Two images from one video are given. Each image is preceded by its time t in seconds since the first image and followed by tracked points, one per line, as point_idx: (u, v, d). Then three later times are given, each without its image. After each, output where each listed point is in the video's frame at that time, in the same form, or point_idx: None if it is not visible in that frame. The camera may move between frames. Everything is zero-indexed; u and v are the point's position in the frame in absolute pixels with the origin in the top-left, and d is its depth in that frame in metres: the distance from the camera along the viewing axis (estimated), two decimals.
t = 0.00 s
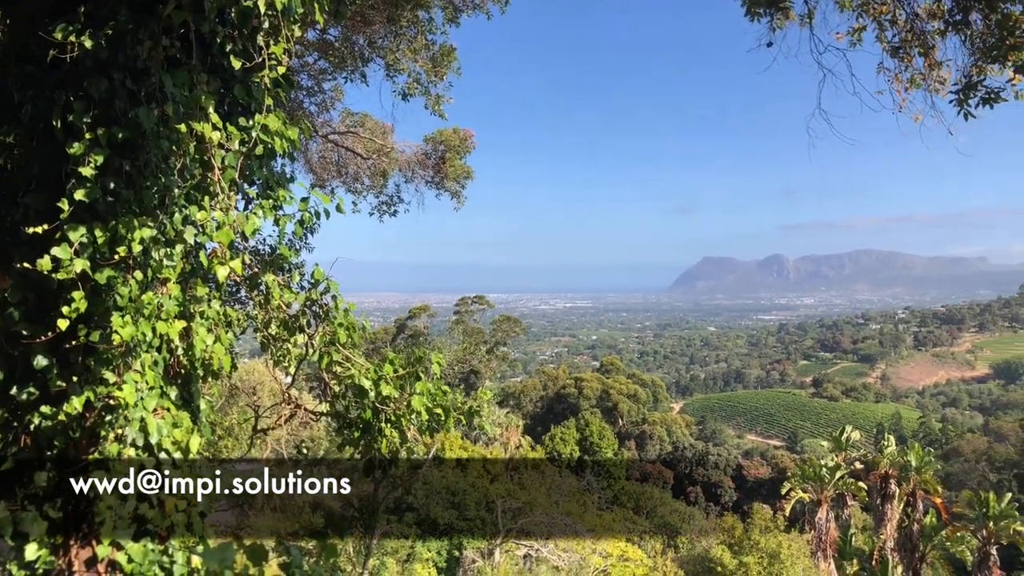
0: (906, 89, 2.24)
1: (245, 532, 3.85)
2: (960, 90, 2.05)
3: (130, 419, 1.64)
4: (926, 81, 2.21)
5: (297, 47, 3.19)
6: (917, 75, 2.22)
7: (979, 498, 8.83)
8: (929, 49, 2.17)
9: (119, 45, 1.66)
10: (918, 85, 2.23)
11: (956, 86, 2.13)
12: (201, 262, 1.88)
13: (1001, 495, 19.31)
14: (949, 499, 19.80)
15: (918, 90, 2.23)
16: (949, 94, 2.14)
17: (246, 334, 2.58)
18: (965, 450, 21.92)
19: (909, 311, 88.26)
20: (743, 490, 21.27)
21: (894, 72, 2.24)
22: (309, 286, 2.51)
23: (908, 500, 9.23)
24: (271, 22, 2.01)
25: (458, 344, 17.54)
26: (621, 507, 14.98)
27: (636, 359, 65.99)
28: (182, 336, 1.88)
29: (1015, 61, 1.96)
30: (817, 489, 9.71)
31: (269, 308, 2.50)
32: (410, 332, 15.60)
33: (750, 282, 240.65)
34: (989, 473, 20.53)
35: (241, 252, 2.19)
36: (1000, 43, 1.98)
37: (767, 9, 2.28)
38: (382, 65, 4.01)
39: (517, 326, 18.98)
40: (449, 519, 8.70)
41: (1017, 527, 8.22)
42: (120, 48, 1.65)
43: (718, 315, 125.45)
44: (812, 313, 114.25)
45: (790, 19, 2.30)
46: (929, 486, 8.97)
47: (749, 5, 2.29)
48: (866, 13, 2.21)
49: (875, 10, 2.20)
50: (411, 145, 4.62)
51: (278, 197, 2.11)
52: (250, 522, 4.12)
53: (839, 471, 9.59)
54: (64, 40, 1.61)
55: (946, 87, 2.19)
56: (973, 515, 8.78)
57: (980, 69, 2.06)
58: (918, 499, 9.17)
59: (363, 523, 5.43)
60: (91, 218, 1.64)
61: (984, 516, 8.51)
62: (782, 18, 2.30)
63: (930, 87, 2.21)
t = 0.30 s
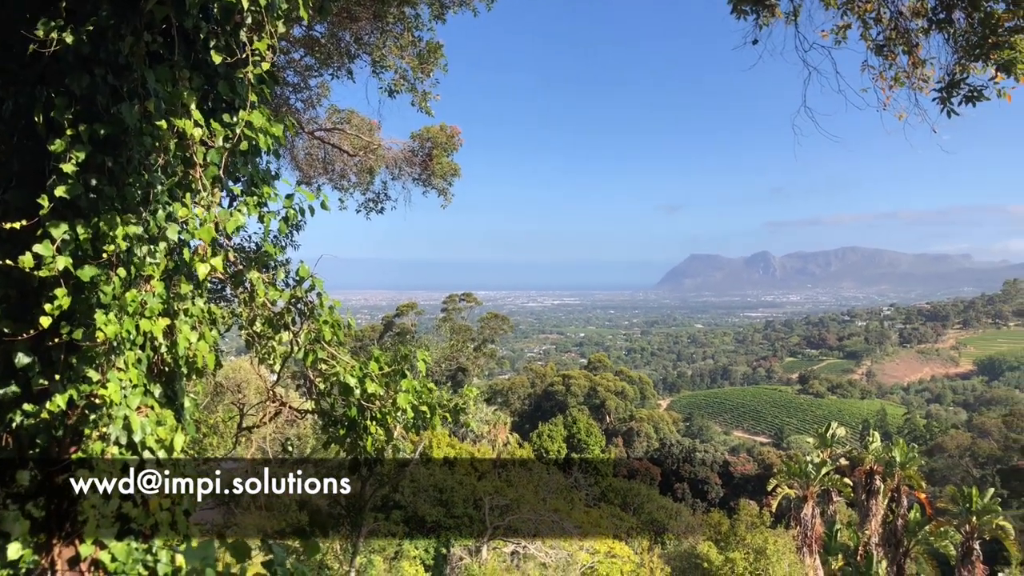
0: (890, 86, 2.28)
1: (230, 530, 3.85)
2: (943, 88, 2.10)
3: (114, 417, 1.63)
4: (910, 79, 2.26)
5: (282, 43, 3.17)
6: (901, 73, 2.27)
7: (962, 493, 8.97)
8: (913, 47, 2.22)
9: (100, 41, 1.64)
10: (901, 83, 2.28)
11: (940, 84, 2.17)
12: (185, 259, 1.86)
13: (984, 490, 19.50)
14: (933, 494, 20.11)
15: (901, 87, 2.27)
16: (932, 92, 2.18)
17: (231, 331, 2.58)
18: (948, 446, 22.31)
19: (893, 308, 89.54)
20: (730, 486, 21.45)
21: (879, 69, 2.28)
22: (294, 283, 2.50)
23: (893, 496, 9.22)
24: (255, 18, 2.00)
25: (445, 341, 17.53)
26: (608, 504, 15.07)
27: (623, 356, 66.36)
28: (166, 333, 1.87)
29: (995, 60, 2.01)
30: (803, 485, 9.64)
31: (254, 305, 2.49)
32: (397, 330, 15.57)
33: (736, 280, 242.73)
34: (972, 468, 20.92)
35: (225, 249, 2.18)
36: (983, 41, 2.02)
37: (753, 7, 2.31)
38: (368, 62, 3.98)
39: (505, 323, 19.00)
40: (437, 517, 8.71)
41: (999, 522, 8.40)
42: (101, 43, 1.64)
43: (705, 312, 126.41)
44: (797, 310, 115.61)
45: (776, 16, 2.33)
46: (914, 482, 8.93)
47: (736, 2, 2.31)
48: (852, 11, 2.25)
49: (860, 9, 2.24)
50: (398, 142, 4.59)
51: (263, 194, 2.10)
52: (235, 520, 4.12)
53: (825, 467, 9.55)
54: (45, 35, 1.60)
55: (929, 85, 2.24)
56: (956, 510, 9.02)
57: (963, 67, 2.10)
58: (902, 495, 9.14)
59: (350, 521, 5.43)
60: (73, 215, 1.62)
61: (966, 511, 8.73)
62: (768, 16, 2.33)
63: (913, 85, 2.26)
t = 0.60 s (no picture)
0: (878, 83, 2.32)
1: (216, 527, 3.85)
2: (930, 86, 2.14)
3: (99, 414, 1.62)
4: (896, 76, 2.30)
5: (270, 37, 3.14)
6: (888, 71, 2.31)
7: (949, 488, 9.07)
8: (900, 45, 2.25)
9: (84, 35, 1.63)
10: (889, 80, 2.31)
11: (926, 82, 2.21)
12: (171, 255, 1.85)
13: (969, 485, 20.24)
14: (919, 490, 20.44)
15: (889, 85, 2.31)
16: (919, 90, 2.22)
17: (219, 327, 2.58)
18: (935, 442, 22.69)
19: (880, 305, 90.64)
20: (718, 482, 21.61)
21: (866, 67, 2.32)
22: (282, 280, 2.49)
23: (880, 491, 9.38)
24: (241, 12, 1.99)
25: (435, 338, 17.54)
26: (597, 500, 15.21)
27: (613, 352, 66.69)
28: (153, 330, 1.86)
29: (982, 57, 2.05)
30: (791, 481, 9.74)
31: (241, 301, 2.48)
32: (387, 327, 15.57)
33: (724, 277, 244.44)
34: (959, 464, 21.28)
35: (212, 245, 2.17)
36: (969, 39, 2.05)
37: (741, 4, 2.34)
38: (357, 58, 3.96)
39: (494, 319, 19.05)
40: (426, 513, 8.75)
41: (984, 516, 8.63)
42: (86, 37, 1.63)
43: (694, 309, 127.47)
44: (785, 307, 116.72)
45: (764, 14, 2.36)
46: (900, 477, 9.02)
47: None
48: (839, 9, 2.28)
49: (847, 6, 2.28)
50: (387, 138, 4.56)
51: (250, 189, 2.09)
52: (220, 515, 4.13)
53: (813, 463, 9.68)
54: (27, 28, 1.57)
55: (915, 83, 2.28)
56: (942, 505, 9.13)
57: (950, 65, 2.13)
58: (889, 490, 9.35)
59: (339, 519, 5.43)
60: (59, 210, 1.62)
61: (952, 507, 8.85)
62: (756, 13, 2.36)
63: (900, 82, 2.29)
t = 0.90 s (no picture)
0: (863, 82, 2.36)
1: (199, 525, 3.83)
2: (914, 83, 2.19)
3: (84, 412, 1.61)
4: (881, 75, 2.35)
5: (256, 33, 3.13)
6: (873, 69, 2.35)
7: (932, 484, 9.25)
8: (884, 43, 2.30)
9: (67, 30, 1.62)
10: (874, 79, 2.36)
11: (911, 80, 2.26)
12: (156, 252, 1.84)
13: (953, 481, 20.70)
14: (903, 486, 20.74)
15: (874, 83, 2.36)
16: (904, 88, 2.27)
17: (204, 325, 2.57)
18: (919, 438, 23.10)
19: (864, 302, 91.86)
20: (705, 478, 21.76)
21: (852, 65, 2.36)
22: (267, 277, 2.48)
23: (866, 487, 9.38)
24: (226, 8, 1.98)
25: (423, 336, 17.49)
26: (584, 497, 15.29)
27: (600, 350, 66.95)
28: (137, 328, 1.85)
29: (965, 56, 2.10)
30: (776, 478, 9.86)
31: (226, 299, 2.48)
32: (375, 325, 15.51)
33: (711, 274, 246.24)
34: (942, 460, 21.68)
35: (197, 242, 2.16)
36: (953, 38, 2.11)
37: (728, 2, 2.38)
38: (344, 55, 3.95)
39: (482, 317, 19.06)
40: (413, 511, 8.73)
41: (967, 513, 8.68)
42: (69, 33, 1.62)
43: (681, 307, 128.31)
44: (771, 305, 117.90)
45: (751, 12, 2.40)
46: (886, 473, 9.09)
47: None
48: (825, 8, 2.33)
49: (832, 5, 2.32)
50: (374, 135, 4.55)
51: (234, 186, 2.08)
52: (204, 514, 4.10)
53: (799, 460, 9.80)
54: (10, 25, 1.56)
55: (900, 81, 2.33)
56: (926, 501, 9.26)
57: (934, 63, 2.18)
58: (875, 487, 9.30)
59: (326, 517, 5.42)
60: (42, 207, 1.62)
61: (936, 502, 8.99)
62: (743, 12, 2.40)
63: (885, 81, 2.34)
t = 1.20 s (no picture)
0: (850, 81, 2.40)
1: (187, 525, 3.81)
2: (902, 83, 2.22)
3: (69, 412, 1.60)
4: (868, 74, 2.38)
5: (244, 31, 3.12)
6: (860, 69, 2.39)
7: (919, 482, 9.41)
8: (871, 43, 2.33)
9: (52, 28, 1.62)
10: (861, 78, 2.40)
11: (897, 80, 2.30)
12: (143, 251, 1.83)
13: (940, 478, 21.01)
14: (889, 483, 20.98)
15: (861, 83, 2.39)
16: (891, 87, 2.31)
17: (192, 324, 2.57)
18: (907, 436, 23.45)
19: (851, 301, 92.88)
20: (693, 476, 21.92)
21: (839, 65, 2.40)
22: (255, 277, 2.48)
23: (852, 485, 9.54)
24: (213, 7, 1.98)
25: (412, 335, 17.44)
26: (574, 495, 15.34)
27: (589, 349, 67.16)
28: (124, 327, 1.84)
29: (951, 56, 2.14)
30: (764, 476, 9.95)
31: (214, 298, 2.47)
32: (364, 324, 15.46)
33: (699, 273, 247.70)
34: (929, 457, 22.02)
35: (184, 241, 2.15)
36: (937, 39, 2.15)
37: (716, 1, 2.41)
38: (332, 53, 3.93)
39: (472, 316, 19.07)
40: (403, 510, 8.72)
41: (952, 509, 8.85)
42: (54, 32, 1.62)
43: (670, 305, 129.00)
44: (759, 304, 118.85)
45: (738, 12, 2.43)
46: (873, 471, 9.19)
47: None
48: (812, 7, 2.36)
49: (819, 5, 2.35)
50: (363, 134, 4.54)
51: (222, 184, 2.08)
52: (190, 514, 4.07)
53: (786, 458, 9.89)
54: None
55: (886, 80, 2.36)
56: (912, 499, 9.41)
57: (919, 63, 2.21)
58: (862, 484, 9.42)
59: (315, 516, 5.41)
60: (27, 205, 1.61)
61: (922, 499, 9.13)
62: (731, 11, 2.43)
63: (872, 80, 2.38)
